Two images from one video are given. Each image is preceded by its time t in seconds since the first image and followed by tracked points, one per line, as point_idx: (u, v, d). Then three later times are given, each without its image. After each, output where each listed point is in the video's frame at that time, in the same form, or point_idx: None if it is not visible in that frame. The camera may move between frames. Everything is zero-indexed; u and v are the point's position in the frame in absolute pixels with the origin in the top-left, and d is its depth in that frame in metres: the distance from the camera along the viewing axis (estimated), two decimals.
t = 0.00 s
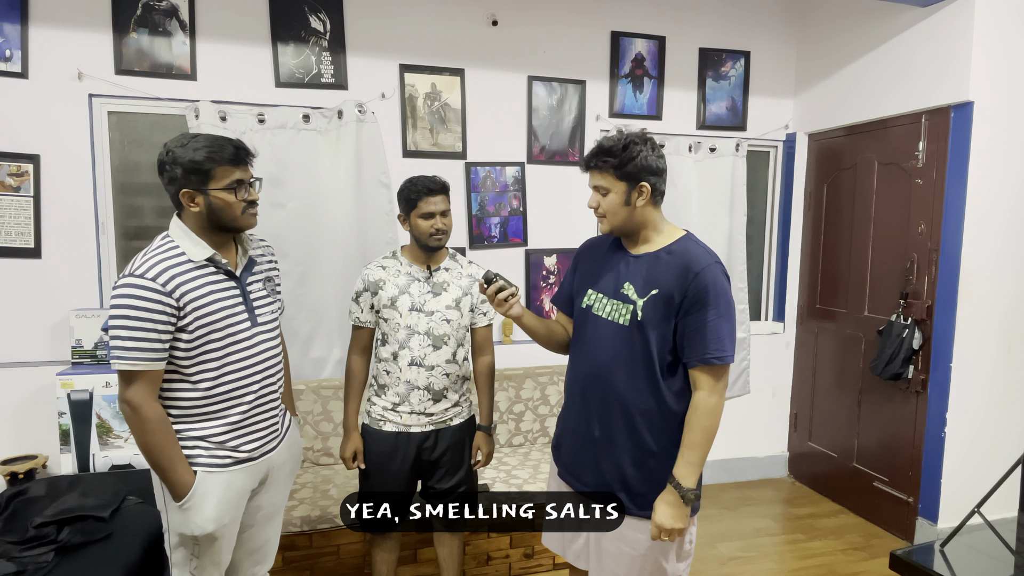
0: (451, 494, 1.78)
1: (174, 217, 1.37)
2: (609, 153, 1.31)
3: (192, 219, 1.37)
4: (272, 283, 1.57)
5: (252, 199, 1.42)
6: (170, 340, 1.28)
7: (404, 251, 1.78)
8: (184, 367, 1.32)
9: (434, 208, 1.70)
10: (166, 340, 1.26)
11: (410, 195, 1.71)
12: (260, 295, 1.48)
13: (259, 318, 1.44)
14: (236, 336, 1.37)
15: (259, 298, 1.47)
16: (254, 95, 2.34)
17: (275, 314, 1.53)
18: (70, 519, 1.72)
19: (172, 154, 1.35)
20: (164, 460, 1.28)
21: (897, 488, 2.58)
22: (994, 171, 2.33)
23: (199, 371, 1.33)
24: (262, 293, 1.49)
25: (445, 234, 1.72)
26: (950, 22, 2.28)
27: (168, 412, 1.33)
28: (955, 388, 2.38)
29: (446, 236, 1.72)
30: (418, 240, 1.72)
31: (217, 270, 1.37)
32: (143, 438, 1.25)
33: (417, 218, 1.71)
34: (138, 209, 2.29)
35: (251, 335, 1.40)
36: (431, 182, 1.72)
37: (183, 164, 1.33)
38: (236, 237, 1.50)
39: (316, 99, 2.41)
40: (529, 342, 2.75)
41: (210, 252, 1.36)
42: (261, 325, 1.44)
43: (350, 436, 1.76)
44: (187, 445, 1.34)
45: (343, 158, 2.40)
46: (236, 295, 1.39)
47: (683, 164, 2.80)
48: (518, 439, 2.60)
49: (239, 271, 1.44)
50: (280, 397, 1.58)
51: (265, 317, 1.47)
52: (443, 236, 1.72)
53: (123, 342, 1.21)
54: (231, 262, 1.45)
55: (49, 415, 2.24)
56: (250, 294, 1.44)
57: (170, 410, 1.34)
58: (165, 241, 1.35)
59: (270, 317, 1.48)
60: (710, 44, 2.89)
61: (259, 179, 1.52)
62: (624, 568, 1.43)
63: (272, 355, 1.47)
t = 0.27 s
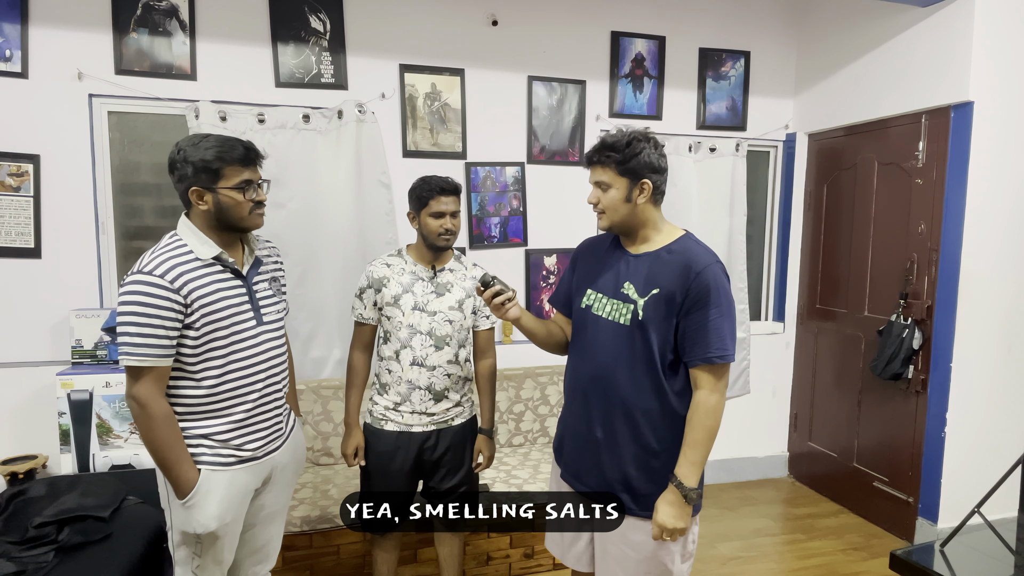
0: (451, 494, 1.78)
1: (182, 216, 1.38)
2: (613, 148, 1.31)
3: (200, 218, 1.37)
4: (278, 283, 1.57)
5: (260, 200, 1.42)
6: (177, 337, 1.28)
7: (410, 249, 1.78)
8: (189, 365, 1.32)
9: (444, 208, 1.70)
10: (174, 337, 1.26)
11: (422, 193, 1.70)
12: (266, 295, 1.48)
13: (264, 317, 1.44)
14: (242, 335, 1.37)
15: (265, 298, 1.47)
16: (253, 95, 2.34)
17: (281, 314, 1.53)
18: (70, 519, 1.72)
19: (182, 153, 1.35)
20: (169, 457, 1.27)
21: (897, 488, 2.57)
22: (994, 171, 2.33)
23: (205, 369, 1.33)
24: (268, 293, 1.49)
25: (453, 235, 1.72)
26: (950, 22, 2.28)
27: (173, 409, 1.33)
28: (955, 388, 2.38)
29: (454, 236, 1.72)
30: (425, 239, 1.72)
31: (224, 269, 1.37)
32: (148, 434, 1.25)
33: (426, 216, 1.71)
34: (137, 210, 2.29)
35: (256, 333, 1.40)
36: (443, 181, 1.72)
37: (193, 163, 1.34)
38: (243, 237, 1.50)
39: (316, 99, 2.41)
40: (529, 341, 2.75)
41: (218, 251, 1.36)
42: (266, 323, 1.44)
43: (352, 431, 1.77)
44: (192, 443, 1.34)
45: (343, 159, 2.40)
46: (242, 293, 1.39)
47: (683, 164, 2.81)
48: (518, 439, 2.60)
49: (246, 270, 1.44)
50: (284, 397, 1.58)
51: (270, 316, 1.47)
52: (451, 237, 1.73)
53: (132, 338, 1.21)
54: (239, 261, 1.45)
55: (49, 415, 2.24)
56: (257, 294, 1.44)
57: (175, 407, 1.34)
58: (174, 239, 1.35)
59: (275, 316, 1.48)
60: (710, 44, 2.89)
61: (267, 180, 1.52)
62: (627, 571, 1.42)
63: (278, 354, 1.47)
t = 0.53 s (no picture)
0: (452, 494, 1.78)
1: (185, 215, 1.38)
2: (618, 145, 1.31)
3: (202, 217, 1.38)
4: (281, 284, 1.56)
5: (262, 200, 1.42)
6: (180, 335, 1.28)
7: (413, 250, 1.78)
8: (192, 364, 1.32)
9: (449, 209, 1.70)
10: (176, 335, 1.26)
11: (426, 194, 1.70)
12: (269, 295, 1.48)
13: (266, 316, 1.44)
14: (244, 333, 1.37)
15: (268, 298, 1.47)
16: (253, 95, 2.34)
17: (284, 314, 1.53)
18: (70, 519, 1.72)
19: (186, 152, 1.36)
20: (171, 455, 1.28)
21: (898, 488, 2.58)
22: (994, 171, 2.33)
23: (207, 368, 1.33)
24: (271, 293, 1.49)
25: (456, 237, 1.71)
26: (950, 22, 2.28)
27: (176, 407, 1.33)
28: (955, 388, 2.38)
29: (457, 237, 1.72)
30: (429, 240, 1.72)
31: (226, 268, 1.37)
32: (151, 433, 1.25)
33: (430, 216, 1.70)
34: (137, 210, 2.29)
35: (258, 332, 1.40)
36: (447, 182, 1.71)
37: (196, 162, 1.34)
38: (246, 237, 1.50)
39: (316, 99, 2.41)
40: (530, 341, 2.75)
41: (219, 250, 1.36)
42: (268, 323, 1.44)
43: (354, 429, 1.76)
44: (195, 442, 1.33)
45: (344, 159, 2.40)
46: (245, 292, 1.39)
47: (682, 164, 2.81)
48: (518, 439, 2.60)
49: (248, 269, 1.44)
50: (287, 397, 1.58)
51: (273, 316, 1.47)
52: (455, 238, 1.72)
53: (134, 336, 1.21)
54: (241, 261, 1.45)
55: (48, 415, 2.24)
56: (259, 293, 1.44)
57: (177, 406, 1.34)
58: (177, 238, 1.36)
59: (278, 316, 1.48)
60: (710, 44, 2.89)
61: (270, 181, 1.53)
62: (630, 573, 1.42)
63: (280, 353, 1.47)
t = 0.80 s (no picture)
0: (452, 494, 1.78)
1: (185, 215, 1.38)
2: (620, 145, 1.31)
3: (202, 216, 1.38)
4: (281, 283, 1.56)
5: (261, 199, 1.42)
6: (179, 335, 1.28)
7: (413, 250, 1.78)
8: (191, 363, 1.32)
9: (449, 208, 1.70)
10: (175, 334, 1.26)
11: (426, 194, 1.71)
12: (269, 294, 1.47)
13: (266, 316, 1.44)
14: (243, 332, 1.37)
15: (267, 296, 1.47)
16: (253, 95, 2.34)
17: (284, 313, 1.53)
18: (70, 519, 1.72)
19: (185, 151, 1.36)
20: (171, 455, 1.28)
21: (897, 489, 2.58)
22: (994, 171, 2.33)
23: (206, 368, 1.33)
24: (271, 292, 1.49)
25: (456, 236, 1.71)
26: (950, 22, 2.28)
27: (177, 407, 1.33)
28: (955, 388, 2.38)
29: (457, 237, 1.71)
30: (430, 239, 1.72)
31: (225, 267, 1.37)
32: (150, 432, 1.26)
33: (430, 216, 1.70)
34: (137, 210, 2.29)
35: (257, 332, 1.40)
36: (448, 182, 1.72)
37: (194, 162, 1.35)
38: (246, 236, 1.50)
39: (316, 99, 2.41)
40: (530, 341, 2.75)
41: (219, 249, 1.36)
42: (268, 322, 1.44)
43: (354, 430, 1.75)
44: (195, 442, 1.33)
45: (343, 159, 2.40)
46: (244, 292, 1.39)
47: (682, 164, 2.81)
48: (518, 439, 2.60)
49: (247, 269, 1.44)
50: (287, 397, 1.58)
51: (272, 315, 1.47)
52: (456, 238, 1.72)
53: (133, 335, 1.21)
54: (241, 260, 1.45)
55: (48, 415, 2.24)
56: (259, 292, 1.44)
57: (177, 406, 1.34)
58: (175, 238, 1.36)
59: (277, 315, 1.48)
60: (710, 44, 2.89)
61: (269, 181, 1.53)
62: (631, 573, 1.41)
63: (279, 353, 1.47)
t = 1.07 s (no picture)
0: (451, 493, 1.78)
1: (169, 214, 1.38)
2: (642, 138, 1.33)
3: (187, 215, 1.38)
4: (270, 280, 1.56)
5: (246, 194, 1.43)
6: (167, 334, 1.28)
7: (406, 251, 1.78)
8: (180, 363, 1.32)
9: (436, 205, 1.70)
10: (163, 333, 1.26)
11: (414, 192, 1.72)
12: (258, 292, 1.48)
13: (256, 314, 1.44)
14: (233, 331, 1.37)
15: (257, 294, 1.47)
16: (253, 95, 2.34)
17: (273, 312, 1.53)
18: (70, 519, 1.72)
19: (167, 150, 1.36)
20: (160, 456, 1.27)
21: (897, 488, 2.57)
22: (994, 171, 2.33)
23: (195, 367, 1.33)
24: (260, 289, 1.49)
25: (447, 232, 1.72)
26: (950, 22, 2.28)
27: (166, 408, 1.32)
28: (955, 388, 2.38)
29: (448, 233, 1.72)
30: (420, 238, 1.72)
31: (212, 264, 1.37)
32: (139, 434, 1.25)
33: (420, 214, 1.71)
34: (137, 210, 2.29)
35: (247, 330, 1.40)
36: (435, 180, 1.74)
37: (178, 160, 1.34)
38: (232, 233, 1.50)
39: (316, 99, 2.41)
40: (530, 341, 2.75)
41: (205, 246, 1.36)
42: (258, 320, 1.44)
43: (354, 433, 1.75)
44: (185, 443, 1.33)
45: (343, 159, 2.40)
46: (233, 290, 1.39)
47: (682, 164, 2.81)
48: (518, 439, 2.60)
49: (235, 266, 1.45)
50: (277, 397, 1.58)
51: (262, 314, 1.47)
52: (446, 234, 1.72)
53: (120, 335, 1.21)
54: (229, 257, 1.45)
55: (49, 415, 2.24)
56: (247, 290, 1.45)
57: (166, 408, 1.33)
58: (160, 237, 1.35)
59: (267, 313, 1.49)
60: (710, 44, 2.89)
61: (253, 177, 1.53)
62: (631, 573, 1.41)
63: (269, 351, 1.47)
